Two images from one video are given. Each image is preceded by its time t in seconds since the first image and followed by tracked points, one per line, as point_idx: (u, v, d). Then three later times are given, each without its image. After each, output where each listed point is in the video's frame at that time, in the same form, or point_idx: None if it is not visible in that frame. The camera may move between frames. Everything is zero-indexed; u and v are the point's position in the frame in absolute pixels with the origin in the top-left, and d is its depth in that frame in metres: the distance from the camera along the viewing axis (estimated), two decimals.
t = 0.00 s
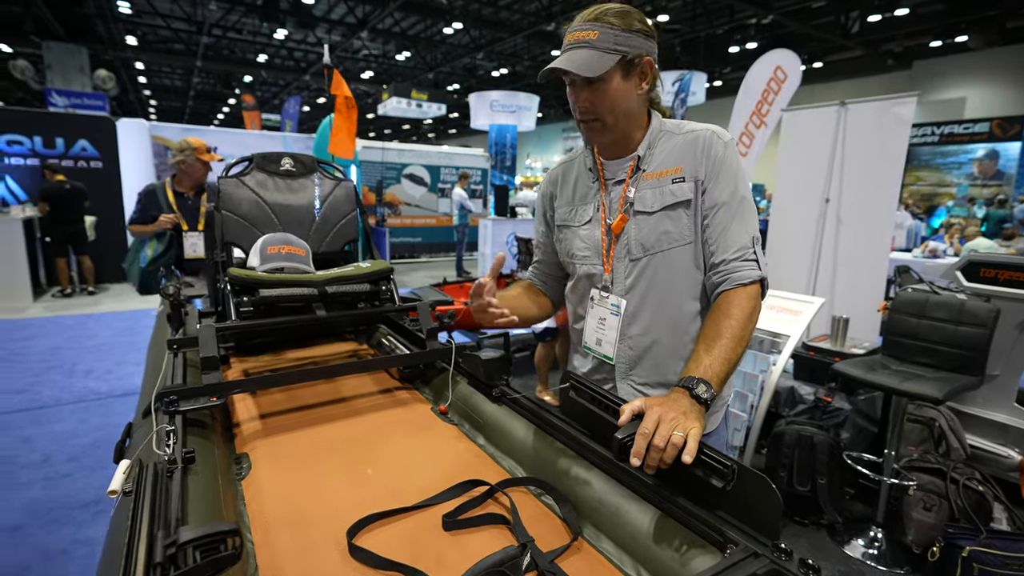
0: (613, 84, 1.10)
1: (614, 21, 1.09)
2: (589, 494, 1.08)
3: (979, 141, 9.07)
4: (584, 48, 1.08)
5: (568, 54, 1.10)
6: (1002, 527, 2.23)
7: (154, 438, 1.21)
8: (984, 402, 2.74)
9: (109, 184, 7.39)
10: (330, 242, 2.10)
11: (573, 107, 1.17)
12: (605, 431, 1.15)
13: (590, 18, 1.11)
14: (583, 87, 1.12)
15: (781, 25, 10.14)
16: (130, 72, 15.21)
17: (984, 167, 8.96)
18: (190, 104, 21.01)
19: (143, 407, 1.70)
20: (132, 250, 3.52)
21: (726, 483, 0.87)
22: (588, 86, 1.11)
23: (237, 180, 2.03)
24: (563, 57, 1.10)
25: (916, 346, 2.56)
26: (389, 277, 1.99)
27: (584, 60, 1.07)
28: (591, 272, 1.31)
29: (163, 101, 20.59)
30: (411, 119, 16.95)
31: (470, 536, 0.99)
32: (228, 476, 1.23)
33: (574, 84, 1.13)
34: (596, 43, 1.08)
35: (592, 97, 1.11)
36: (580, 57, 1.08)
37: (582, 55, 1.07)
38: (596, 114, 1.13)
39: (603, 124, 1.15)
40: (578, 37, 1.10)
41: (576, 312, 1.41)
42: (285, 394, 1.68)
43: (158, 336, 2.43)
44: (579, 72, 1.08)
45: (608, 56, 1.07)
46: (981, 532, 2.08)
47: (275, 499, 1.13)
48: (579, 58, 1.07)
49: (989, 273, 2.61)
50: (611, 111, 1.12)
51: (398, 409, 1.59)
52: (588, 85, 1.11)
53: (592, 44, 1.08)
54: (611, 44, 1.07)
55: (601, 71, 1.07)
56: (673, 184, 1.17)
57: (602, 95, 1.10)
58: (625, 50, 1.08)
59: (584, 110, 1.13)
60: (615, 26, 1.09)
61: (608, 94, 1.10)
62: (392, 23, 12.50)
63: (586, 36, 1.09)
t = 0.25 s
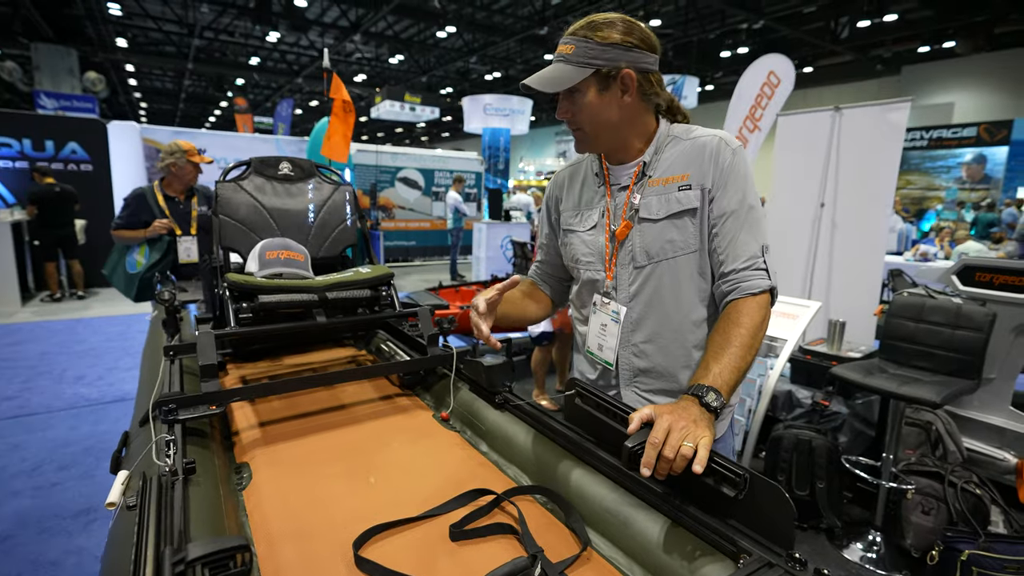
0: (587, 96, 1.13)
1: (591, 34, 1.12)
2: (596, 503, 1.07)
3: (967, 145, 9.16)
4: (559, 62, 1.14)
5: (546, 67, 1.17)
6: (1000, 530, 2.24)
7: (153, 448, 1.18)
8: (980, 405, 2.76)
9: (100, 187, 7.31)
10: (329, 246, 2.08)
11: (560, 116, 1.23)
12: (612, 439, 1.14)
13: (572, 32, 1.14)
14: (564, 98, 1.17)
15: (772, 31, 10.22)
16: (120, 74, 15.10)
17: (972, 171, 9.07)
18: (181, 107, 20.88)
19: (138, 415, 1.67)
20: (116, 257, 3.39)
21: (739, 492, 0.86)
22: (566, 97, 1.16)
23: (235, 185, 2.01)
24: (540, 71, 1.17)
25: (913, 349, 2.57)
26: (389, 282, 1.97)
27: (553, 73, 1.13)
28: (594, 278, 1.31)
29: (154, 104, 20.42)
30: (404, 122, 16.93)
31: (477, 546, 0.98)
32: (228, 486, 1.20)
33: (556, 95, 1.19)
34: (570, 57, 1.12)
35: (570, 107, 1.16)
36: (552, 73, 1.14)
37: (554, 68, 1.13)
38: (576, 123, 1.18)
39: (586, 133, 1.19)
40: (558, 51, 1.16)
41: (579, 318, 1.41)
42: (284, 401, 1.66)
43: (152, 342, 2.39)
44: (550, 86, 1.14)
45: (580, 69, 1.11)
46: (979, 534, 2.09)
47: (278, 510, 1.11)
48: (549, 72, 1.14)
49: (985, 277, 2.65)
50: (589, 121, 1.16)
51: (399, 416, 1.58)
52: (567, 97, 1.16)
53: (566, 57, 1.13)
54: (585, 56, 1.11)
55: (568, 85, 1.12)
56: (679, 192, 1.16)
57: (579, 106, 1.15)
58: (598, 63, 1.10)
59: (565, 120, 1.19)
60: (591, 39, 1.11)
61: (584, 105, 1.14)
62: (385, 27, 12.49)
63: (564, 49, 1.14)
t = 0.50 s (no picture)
0: (574, 102, 1.14)
1: (582, 39, 1.12)
2: (603, 514, 1.05)
3: (939, 151, 9.39)
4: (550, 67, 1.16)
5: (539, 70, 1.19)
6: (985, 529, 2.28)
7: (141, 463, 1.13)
8: (962, 406, 2.83)
9: (72, 189, 7.10)
10: (320, 251, 2.03)
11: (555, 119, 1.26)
12: (615, 448, 1.12)
13: (566, 39, 1.15)
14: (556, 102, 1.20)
15: (750, 37, 10.38)
16: (92, 73, 14.72)
17: (944, 177, 9.33)
18: (156, 108, 20.44)
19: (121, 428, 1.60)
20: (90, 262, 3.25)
21: (751, 502, 0.85)
22: (557, 101, 1.18)
23: (222, 189, 1.97)
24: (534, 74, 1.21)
25: (900, 352, 2.61)
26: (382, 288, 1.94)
27: (541, 79, 1.16)
28: (590, 283, 1.30)
29: (128, 104, 19.94)
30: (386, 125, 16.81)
31: (485, 561, 0.95)
32: (221, 502, 1.16)
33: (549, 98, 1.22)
34: (560, 63, 1.13)
35: (560, 111, 1.19)
36: (542, 78, 1.17)
37: (543, 73, 1.16)
38: (566, 126, 1.20)
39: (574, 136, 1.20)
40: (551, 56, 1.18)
41: (576, 323, 1.39)
42: (276, 412, 1.62)
43: (133, 350, 2.31)
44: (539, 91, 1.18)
45: (567, 74, 1.13)
46: (967, 534, 2.12)
47: (274, 526, 1.07)
48: (539, 76, 1.17)
49: (967, 281, 2.69)
50: (577, 126, 1.17)
51: (396, 426, 1.54)
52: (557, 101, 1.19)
53: (556, 63, 1.15)
54: (573, 62, 1.11)
55: (555, 90, 1.15)
56: (679, 199, 1.15)
57: (567, 111, 1.17)
58: (585, 69, 1.11)
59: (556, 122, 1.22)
60: (582, 44, 1.11)
61: (572, 110, 1.16)
62: (366, 29, 12.40)
63: (556, 54, 1.16)
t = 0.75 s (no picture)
0: (583, 98, 1.12)
1: (592, 35, 1.10)
2: (616, 520, 1.03)
3: (917, 154, 9.58)
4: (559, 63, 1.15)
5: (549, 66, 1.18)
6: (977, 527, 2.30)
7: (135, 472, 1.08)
8: (951, 406, 2.89)
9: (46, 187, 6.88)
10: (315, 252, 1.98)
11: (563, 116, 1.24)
12: (625, 452, 1.10)
13: (575, 35, 1.14)
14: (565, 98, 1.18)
15: (733, 40, 10.47)
16: (66, 68, 14.34)
17: (922, 179, 9.52)
18: (133, 104, 19.98)
19: (108, 435, 1.54)
20: (71, 262, 3.11)
21: (772, 507, 0.83)
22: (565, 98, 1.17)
23: (214, 187, 1.91)
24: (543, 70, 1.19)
25: (892, 353, 2.65)
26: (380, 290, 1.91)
27: (551, 75, 1.14)
28: (596, 283, 1.27)
29: (103, 100, 19.42)
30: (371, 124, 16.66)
31: (499, 570, 0.92)
32: (219, 513, 1.12)
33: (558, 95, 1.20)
34: (569, 59, 1.11)
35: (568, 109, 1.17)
36: (551, 74, 1.15)
37: (553, 69, 1.15)
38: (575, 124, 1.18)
39: (581, 132, 1.18)
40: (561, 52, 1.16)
41: (581, 325, 1.37)
42: (271, 417, 1.57)
43: (114, 354, 2.22)
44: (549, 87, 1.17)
45: (576, 70, 1.11)
46: (959, 533, 2.15)
47: (277, 539, 1.03)
48: (549, 72, 1.15)
49: (956, 282, 2.74)
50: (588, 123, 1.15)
51: (396, 430, 1.51)
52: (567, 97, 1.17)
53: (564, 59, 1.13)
54: (583, 58, 1.10)
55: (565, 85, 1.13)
56: (688, 200, 1.14)
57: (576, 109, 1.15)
58: (594, 66, 1.09)
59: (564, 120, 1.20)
60: (593, 40, 1.09)
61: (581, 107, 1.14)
62: (350, 26, 12.26)
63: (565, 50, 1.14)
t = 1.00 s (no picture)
0: (592, 98, 1.12)
1: (597, 35, 1.10)
2: (622, 521, 1.03)
3: (890, 157, 9.83)
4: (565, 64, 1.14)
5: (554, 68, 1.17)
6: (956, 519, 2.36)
7: (128, 478, 1.05)
8: (931, 402, 2.96)
9: (16, 184, 6.66)
10: (306, 252, 1.96)
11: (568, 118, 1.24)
12: (630, 452, 1.10)
13: (581, 35, 1.13)
14: (571, 101, 1.17)
15: (714, 44, 10.63)
16: (36, 62, 13.91)
17: (895, 181, 9.79)
18: (106, 100, 19.49)
19: (94, 440, 1.49)
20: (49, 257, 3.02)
21: (782, 506, 0.84)
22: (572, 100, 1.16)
23: (203, 184, 1.87)
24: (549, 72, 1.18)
25: (876, 351, 2.71)
26: (375, 290, 1.88)
27: (555, 77, 1.13)
28: (601, 283, 1.28)
29: (74, 95, 18.87)
30: (353, 123, 16.50)
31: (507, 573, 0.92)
32: (215, 520, 1.09)
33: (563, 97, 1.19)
34: (575, 60, 1.11)
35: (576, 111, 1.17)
36: (555, 75, 1.14)
37: (559, 70, 1.14)
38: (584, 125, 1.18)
39: (590, 133, 1.17)
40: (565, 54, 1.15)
41: (585, 325, 1.37)
42: (264, 420, 1.54)
43: (96, 355, 2.16)
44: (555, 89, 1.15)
45: (585, 70, 1.11)
46: (942, 526, 2.17)
47: (277, 545, 1.00)
48: (555, 73, 1.14)
49: (936, 282, 2.83)
50: (596, 123, 1.15)
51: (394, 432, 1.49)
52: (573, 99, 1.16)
53: (571, 60, 1.12)
54: (590, 59, 1.10)
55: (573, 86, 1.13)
56: (693, 200, 1.14)
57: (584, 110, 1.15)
58: (603, 65, 1.09)
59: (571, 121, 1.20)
60: (600, 39, 1.09)
61: (590, 107, 1.13)
62: (331, 24, 12.12)
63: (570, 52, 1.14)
